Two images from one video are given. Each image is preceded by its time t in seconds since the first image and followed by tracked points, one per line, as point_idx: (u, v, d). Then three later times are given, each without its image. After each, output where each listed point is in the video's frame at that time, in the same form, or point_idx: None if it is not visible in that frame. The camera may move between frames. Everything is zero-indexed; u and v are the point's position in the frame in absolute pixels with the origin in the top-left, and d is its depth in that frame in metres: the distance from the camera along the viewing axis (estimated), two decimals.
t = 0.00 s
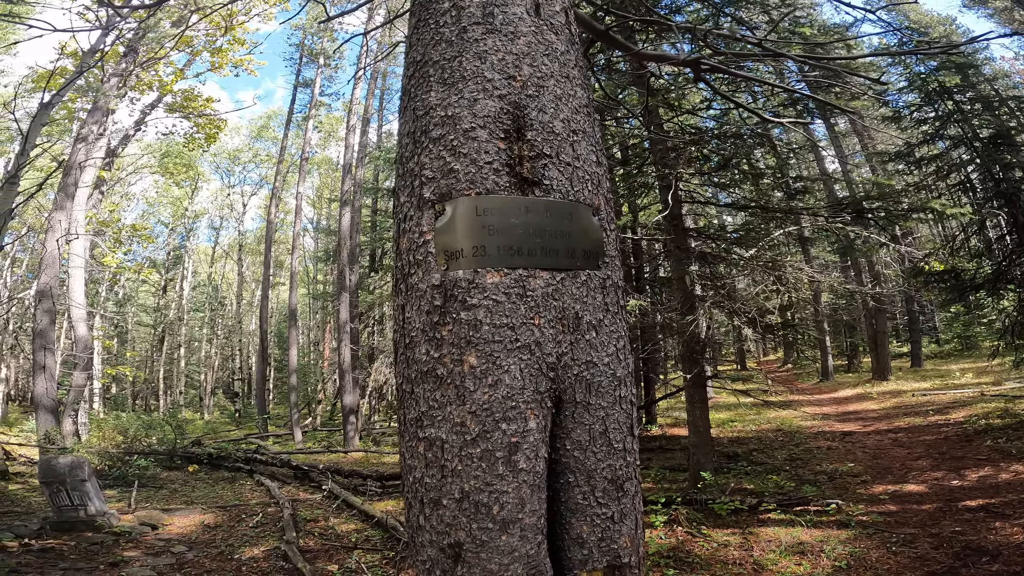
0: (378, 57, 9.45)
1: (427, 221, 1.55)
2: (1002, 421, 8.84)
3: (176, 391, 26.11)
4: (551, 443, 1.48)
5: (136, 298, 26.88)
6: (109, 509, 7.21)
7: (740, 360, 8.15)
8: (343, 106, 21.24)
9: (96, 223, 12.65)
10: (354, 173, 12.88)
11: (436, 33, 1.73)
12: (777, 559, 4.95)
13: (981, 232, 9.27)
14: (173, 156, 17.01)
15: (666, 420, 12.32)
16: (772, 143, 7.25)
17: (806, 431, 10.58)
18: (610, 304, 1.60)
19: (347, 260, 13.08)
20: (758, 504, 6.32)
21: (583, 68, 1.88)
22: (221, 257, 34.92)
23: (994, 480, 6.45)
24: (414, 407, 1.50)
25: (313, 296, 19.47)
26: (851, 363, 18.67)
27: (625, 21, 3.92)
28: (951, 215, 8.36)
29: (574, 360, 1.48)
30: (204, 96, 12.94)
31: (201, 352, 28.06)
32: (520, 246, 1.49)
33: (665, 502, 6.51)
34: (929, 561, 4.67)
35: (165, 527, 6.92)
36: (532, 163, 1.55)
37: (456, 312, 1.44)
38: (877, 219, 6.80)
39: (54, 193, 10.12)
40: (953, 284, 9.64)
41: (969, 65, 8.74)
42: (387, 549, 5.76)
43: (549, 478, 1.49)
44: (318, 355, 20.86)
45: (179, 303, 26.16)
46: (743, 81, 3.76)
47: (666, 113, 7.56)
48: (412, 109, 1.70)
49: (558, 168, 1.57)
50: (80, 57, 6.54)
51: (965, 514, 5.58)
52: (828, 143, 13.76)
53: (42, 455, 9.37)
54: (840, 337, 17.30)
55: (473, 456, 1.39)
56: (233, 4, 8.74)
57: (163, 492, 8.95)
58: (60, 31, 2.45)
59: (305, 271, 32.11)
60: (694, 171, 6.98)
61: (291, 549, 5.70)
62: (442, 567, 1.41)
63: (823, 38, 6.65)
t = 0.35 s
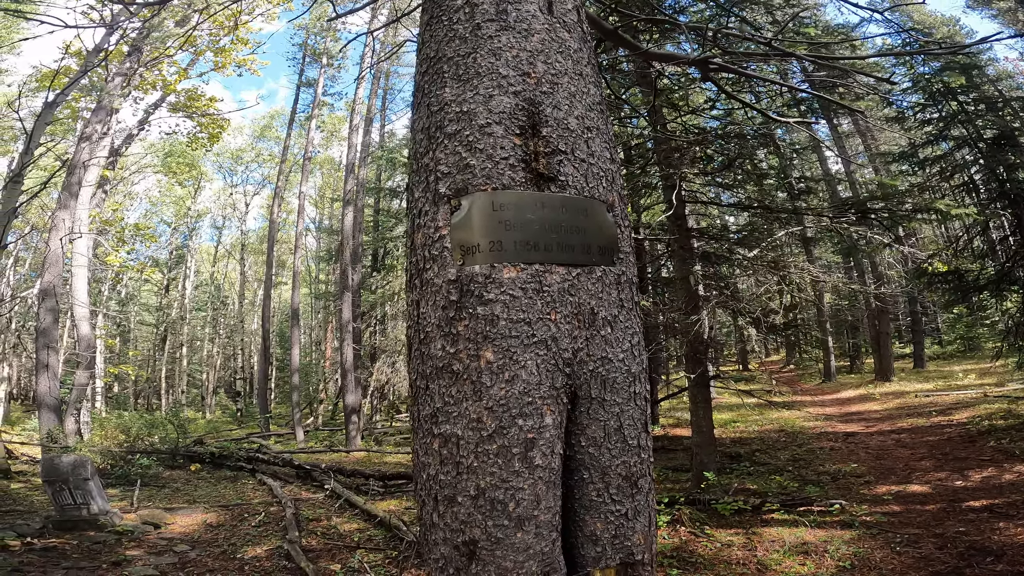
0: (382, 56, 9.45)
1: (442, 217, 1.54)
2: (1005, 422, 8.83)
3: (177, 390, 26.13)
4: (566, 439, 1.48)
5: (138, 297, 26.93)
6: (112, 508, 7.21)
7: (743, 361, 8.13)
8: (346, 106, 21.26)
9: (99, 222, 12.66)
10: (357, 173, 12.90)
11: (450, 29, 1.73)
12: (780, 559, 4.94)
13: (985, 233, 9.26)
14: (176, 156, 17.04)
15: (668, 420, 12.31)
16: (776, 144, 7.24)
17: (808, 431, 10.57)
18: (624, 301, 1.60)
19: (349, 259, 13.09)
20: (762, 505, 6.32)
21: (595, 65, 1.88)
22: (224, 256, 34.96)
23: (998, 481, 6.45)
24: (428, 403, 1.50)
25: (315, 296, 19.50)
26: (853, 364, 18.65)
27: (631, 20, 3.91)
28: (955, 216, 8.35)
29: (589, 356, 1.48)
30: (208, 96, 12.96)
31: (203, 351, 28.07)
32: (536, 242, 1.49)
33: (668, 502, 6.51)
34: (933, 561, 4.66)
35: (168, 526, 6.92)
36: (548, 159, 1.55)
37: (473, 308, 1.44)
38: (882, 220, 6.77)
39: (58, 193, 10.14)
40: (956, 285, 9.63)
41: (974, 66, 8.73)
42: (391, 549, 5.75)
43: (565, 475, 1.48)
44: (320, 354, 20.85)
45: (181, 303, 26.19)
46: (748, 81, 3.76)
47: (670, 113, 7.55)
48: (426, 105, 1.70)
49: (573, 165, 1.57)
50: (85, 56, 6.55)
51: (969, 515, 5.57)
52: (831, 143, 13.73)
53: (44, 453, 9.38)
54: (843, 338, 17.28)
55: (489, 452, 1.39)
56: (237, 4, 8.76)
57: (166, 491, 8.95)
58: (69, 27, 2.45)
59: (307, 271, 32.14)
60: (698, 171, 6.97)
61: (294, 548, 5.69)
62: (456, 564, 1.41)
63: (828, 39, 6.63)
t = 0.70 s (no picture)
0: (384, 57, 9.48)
1: (443, 220, 1.55)
2: (1005, 423, 8.83)
3: (177, 389, 26.15)
4: (566, 441, 1.49)
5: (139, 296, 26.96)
6: (112, 508, 7.22)
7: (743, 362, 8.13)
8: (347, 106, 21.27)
9: (100, 221, 12.67)
10: (358, 173, 12.91)
11: (451, 32, 1.74)
12: (779, 560, 4.95)
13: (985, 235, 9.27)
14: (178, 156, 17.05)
15: (668, 421, 12.31)
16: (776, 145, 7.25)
17: (808, 432, 10.58)
18: (624, 304, 1.60)
19: (350, 260, 13.10)
20: (761, 506, 6.32)
21: (596, 68, 1.89)
22: (224, 256, 34.99)
23: (997, 482, 6.45)
24: (429, 405, 1.51)
25: (316, 296, 19.53)
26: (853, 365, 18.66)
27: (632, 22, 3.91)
28: (955, 218, 8.36)
29: (589, 359, 1.49)
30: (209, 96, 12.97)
31: (203, 351, 28.08)
32: (537, 245, 1.49)
33: (668, 503, 6.52)
34: (932, 562, 4.67)
35: (167, 526, 6.93)
36: (548, 163, 1.56)
37: (473, 311, 1.45)
38: (882, 221, 6.76)
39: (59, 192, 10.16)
40: (957, 286, 9.62)
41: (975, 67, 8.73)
42: (390, 549, 5.76)
43: (564, 477, 1.49)
44: (320, 354, 20.85)
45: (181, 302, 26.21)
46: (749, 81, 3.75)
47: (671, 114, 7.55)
48: (427, 108, 1.71)
49: (573, 169, 1.58)
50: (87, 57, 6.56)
51: (968, 516, 5.57)
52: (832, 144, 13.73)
53: (44, 453, 9.38)
54: (843, 339, 17.29)
55: (489, 454, 1.40)
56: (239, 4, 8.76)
57: (166, 491, 8.96)
58: (71, 27, 2.46)
59: (308, 271, 32.16)
60: (698, 173, 6.97)
61: (294, 548, 5.70)
62: (455, 565, 1.41)
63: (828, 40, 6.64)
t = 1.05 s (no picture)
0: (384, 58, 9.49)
1: (437, 224, 1.57)
2: (1003, 425, 8.85)
3: (177, 388, 26.18)
4: (557, 444, 1.50)
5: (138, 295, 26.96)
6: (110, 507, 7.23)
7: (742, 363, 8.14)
8: (347, 106, 21.29)
9: (100, 221, 12.67)
10: (358, 173, 12.92)
11: (446, 37, 1.75)
12: (776, 561, 4.96)
13: (984, 236, 9.27)
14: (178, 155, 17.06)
15: (666, 422, 12.32)
16: (776, 146, 7.25)
17: (806, 433, 10.61)
18: (616, 308, 1.62)
19: (350, 259, 13.11)
20: (758, 507, 6.34)
21: (591, 72, 1.90)
22: (224, 256, 35.00)
23: (994, 484, 6.47)
24: (422, 407, 1.52)
25: (315, 295, 19.54)
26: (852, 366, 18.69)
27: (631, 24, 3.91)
28: (954, 220, 8.37)
29: (580, 363, 1.50)
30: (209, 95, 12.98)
31: (202, 350, 28.08)
32: (530, 250, 1.51)
33: (666, 504, 6.53)
34: (928, 564, 4.68)
35: (166, 526, 6.93)
36: (541, 168, 1.58)
37: (466, 315, 1.46)
38: (881, 223, 6.74)
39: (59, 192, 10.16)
40: (956, 288, 9.63)
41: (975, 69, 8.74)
42: (388, 549, 5.77)
43: (555, 479, 1.50)
44: (319, 354, 20.84)
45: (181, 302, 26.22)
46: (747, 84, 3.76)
47: (671, 115, 7.55)
48: (423, 113, 1.72)
49: (567, 174, 1.60)
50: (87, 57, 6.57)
51: (964, 518, 5.59)
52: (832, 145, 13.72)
53: (43, 452, 9.39)
54: (842, 340, 17.32)
55: (481, 456, 1.41)
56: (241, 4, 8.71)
57: (164, 491, 8.96)
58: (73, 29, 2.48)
59: (308, 270, 32.18)
60: (697, 174, 6.97)
61: (292, 548, 5.71)
62: (448, 565, 1.43)
63: (828, 41, 6.64)
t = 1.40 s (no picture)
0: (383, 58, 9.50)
1: (423, 230, 1.58)
2: (1000, 426, 8.85)
3: (176, 388, 26.19)
4: (542, 448, 1.51)
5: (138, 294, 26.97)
6: (108, 506, 7.23)
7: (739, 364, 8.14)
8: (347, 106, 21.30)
9: (99, 220, 12.67)
10: (357, 173, 12.94)
11: (435, 42, 1.76)
12: (771, 563, 4.97)
13: (982, 238, 9.27)
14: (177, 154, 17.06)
15: (664, 422, 12.34)
16: (774, 147, 7.25)
17: (804, 435, 10.62)
18: (602, 313, 1.63)
19: (348, 259, 13.12)
20: (754, 508, 6.35)
21: (580, 76, 1.91)
22: (223, 255, 35.03)
23: (990, 485, 6.47)
24: (407, 411, 1.53)
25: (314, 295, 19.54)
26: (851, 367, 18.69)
27: (627, 26, 3.90)
28: (952, 221, 8.36)
29: (565, 368, 1.51)
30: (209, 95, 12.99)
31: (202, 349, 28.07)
32: (514, 255, 1.52)
33: (662, 505, 6.54)
34: (922, 566, 4.69)
35: (163, 525, 6.94)
36: (527, 174, 1.59)
37: (451, 320, 1.47)
38: (880, 224, 6.71)
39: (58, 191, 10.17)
40: (954, 290, 9.56)
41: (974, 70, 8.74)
42: (384, 549, 5.78)
43: (539, 482, 1.52)
44: (318, 354, 20.83)
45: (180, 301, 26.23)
46: (743, 86, 3.74)
47: (669, 116, 7.55)
48: (411, 118, 1.73)
49: (553, 179, 1.61)
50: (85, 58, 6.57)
51: (960, 519, 5.60)
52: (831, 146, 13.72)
53: (41, 451, 9.41)
54: (841, 341, 17.32)
55: (464, 459, 1.42)
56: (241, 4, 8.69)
57: (162, 490, 8.97)
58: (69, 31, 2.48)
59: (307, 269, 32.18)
60: (696, 175, 6.96)
61: (288, 548, 5.72)
62: (433, 566, 1.44)
63: (827, 42, 6.64)
